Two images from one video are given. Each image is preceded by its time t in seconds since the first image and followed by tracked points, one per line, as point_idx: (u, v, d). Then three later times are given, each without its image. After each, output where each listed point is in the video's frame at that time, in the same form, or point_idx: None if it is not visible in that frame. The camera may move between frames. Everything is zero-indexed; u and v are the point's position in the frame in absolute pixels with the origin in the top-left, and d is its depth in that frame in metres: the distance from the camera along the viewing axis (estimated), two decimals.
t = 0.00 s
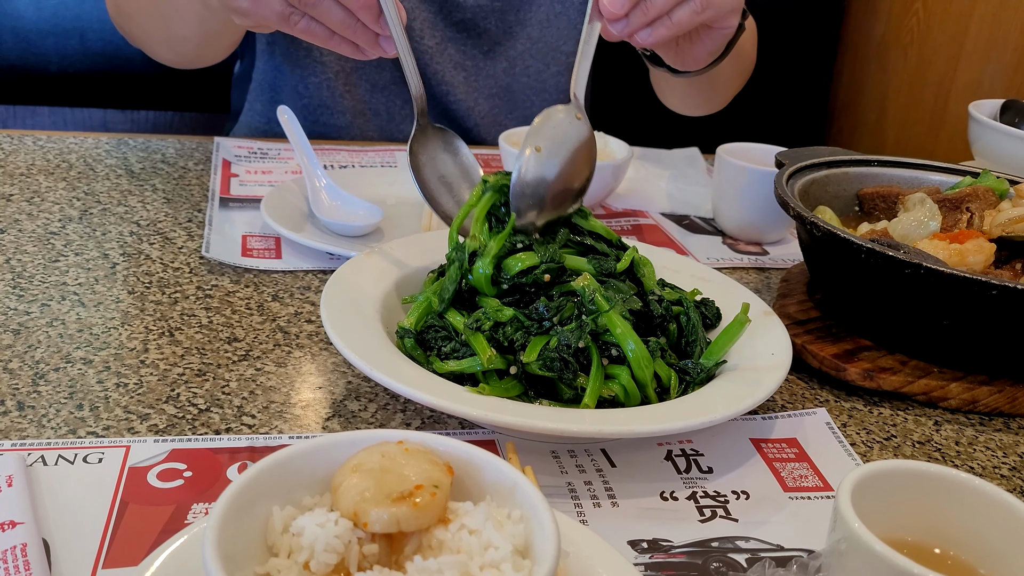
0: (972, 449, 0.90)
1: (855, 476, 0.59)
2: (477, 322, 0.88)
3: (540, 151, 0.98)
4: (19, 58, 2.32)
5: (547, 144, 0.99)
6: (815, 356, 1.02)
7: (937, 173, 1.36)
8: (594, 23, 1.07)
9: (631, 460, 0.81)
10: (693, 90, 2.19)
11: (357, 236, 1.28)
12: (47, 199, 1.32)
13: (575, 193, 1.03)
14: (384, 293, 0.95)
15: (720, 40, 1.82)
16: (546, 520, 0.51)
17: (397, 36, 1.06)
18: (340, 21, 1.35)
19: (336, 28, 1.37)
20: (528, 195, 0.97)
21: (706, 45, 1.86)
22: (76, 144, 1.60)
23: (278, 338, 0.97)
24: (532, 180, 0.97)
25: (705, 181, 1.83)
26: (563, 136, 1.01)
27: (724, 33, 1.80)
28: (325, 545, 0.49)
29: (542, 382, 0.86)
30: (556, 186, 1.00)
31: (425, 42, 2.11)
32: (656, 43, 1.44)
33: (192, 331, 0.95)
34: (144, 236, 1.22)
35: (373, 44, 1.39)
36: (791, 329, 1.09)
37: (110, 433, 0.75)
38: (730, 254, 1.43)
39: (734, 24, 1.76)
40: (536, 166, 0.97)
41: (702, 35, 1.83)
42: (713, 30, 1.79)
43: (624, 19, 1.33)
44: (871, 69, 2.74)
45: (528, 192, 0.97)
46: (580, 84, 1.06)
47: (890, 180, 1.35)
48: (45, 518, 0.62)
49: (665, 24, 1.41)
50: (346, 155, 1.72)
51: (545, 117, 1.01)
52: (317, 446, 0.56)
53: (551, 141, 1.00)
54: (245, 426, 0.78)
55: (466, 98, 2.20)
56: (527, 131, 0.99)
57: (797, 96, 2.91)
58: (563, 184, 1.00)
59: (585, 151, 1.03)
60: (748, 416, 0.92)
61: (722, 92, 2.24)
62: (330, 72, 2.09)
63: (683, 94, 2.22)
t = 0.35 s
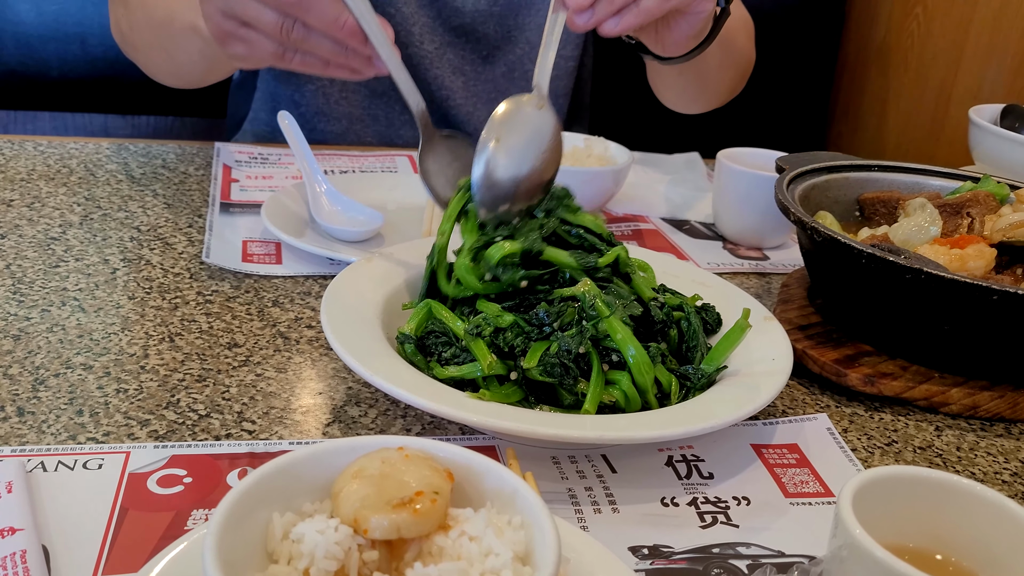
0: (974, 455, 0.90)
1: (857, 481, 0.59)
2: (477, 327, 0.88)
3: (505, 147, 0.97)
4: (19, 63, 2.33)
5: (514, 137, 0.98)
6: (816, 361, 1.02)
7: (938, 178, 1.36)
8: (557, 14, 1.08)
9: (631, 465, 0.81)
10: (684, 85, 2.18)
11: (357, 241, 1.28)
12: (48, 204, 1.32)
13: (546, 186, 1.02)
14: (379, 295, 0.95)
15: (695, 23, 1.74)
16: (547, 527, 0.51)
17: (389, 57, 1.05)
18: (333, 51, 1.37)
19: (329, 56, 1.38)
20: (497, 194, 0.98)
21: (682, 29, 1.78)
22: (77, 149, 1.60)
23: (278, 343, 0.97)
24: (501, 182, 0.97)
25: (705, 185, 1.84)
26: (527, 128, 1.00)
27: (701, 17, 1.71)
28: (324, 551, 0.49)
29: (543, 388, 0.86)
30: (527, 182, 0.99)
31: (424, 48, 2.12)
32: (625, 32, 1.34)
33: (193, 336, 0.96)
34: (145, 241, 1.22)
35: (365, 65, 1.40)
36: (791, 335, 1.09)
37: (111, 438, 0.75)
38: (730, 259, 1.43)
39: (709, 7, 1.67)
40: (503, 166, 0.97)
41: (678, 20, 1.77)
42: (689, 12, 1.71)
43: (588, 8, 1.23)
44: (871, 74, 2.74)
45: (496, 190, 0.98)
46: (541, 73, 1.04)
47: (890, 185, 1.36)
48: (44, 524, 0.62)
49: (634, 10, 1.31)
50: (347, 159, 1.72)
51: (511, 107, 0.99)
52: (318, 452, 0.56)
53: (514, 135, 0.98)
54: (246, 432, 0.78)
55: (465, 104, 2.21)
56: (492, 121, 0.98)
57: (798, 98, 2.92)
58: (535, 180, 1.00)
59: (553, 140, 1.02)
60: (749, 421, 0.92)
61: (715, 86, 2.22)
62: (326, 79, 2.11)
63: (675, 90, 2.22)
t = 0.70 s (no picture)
0: (969, 458, 0.90)
1: (851, 485, 0.59)
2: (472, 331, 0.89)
3: (487, 144, 0.97)
4: (17, 68, 2.33)
5: (495, 129, 0.98)
6: (812, 365, 1.02)
7: (933, 182, 1.37)
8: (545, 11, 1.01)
9: (627, 470, 0.81)
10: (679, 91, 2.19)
11: (353, 246, 1.28)
12: (45, 209, 1.32)
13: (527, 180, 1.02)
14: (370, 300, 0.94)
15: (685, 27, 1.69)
16: (541, 532, 0.51)
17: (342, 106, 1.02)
18: (295, 116, 1.31)
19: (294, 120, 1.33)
20: (477, 189, 0.97)
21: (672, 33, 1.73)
22: (74, 153, 1.60)
23: (274, 348, 0.97)
24: (486, 179, 0.97)
25: (701, 189, 1.84)
26: (510, 122, 0.99)
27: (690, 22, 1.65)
28: (318, 557, 0.49)
29: (538, 392, 0.86)
30: (512, 177, 0.99)
31: (417, 53, 2.13)
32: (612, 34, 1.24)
33: (188, 341, 0.96)
34: (141, 246, 1.22)
35: (331, 119, 1.34)
36: (787, 338, 1.09)
37: (106, 443, 0.75)
38: (726, 263, 1.43)
39: (698, 12, 1.63)
40: (488, 162, 0.97)
41: (667, 24, 1.71)
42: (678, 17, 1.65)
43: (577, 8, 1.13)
44: (869, 77, 2.75)
45: (478, 187, 0.97)
46: (525, 68, 1.02)
47: (887, 189, 1.36)
48: (40, 530, 0.62)
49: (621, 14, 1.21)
50: (344, 164, 1.73)
51: (493, 100, 0.99)
52: (313, 458, 0.56)
53: (499, 130, 0.98)
54: (241, 437, 0.78)
55: (461, 109, 2.22)
56: (473, 112, 0.97)
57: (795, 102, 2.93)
58: (520, 175, 1.00)
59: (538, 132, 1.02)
60: (745, 425, 0.92)
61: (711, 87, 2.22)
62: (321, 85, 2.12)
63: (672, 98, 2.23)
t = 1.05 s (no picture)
0: (971, 457, 0.90)
1: (853, 484, 0.59)
2: (473, 330, 0.89)
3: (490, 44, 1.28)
4: (17, 68, 2.33)
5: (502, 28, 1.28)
6: (813, 364, 1.02)
7: (934, 181, 1.37)
8: None
9: (628, 469, 0.81)
10: (678, 84, 2.20)
11: (353, 245, 1.28)
12: (45, 208, 1.32)
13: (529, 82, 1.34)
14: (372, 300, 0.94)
15: None
16: (541, 531, 0.51)
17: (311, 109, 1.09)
18: (284, 135, 1.35)
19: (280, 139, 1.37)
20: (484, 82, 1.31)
21: None
22: (75, 153, 1.60)
23: (275, 347, 0.97)
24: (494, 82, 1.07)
25: (702, 189, 1.84)
26: (513, 24, 1.29)
27: None
28: (318, 556, 0.49)
29: (539, 392, 0.86)
30: (509, 76, 1.31)
31: (418, 53, 2.13)
32: None
33: (189, 340, 0.96)
34: (141, 245, 1.22)
35: (318, 130, 1.36)
36: (788, 338, 1.09)
37: (106, 442, 0.75)
38: (727, 262, 1.43)
39: None
40: (489, 62, 1.29)
41: None
42: None
43: None
44: (870, 77, 2.74)
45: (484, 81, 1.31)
46: None
47: (888, 188, 1.36)
48: (40, 529, 0.62)
49: None
50: (343, 163, 1.73)
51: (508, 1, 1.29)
52: (313, 456, 0.56)
53: (506, 42, 1.28)
54: (242, 436, 0.78)
55: (460, 110, 2.22)
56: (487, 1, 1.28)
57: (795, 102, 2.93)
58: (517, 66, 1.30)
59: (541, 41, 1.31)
60: (746, 425, 0.92)
61: (709, 80, 2.22)
62: (320, 85, 2.12)
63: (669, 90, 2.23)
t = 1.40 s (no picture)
0: (970, 458, 0.90)
1: (852, 487, 0.59)
2: (473, 331, 0.89)
3: None
4: (18, 69, 2.33)
5: None
6: (813, 365, 1.02)
7: (934, 183, 1.37)
8: None
9: (627, 470, 0.81)
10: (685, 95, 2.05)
11: (353, 246, 1.28)
12: (46, 209, 1.32)
13: None
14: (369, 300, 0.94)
15: None
16: (542, 531, 0.51)
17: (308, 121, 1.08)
18: (287, 147, 1.35)
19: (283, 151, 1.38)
20: None
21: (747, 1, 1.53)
22: (76, 154, 1.61)
23: (275, 348, 0.97)
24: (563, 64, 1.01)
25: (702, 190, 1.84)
26: None
27: None
28: (319, 556, 0.49)
29: (539, 393, 0.86)
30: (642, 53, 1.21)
31: (423, 59, 2.13)
32: None
33: (189, 342, 0.96)
34: (142, 246, 1.22)
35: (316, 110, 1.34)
36: (788, 339, 1.09)
37: (107, 443, 0.75)
38: (727, 264, 1.44)
39: None
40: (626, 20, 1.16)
41: None
42: None
43: None
44: (869, 78, 2.74)
45: None
46: None
47: (887, 190, 1.36)
48: (41, 530, 0.62)
49: None
50: (344, 165, 1.73)
51: None
52: (313, 457, 0.56)
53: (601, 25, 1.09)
54: (242, 437, 0.78)
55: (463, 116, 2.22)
56: None
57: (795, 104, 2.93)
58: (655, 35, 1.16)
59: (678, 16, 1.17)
60: (746, 426, 0.92)
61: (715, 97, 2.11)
62: (324, 88, 2.13)
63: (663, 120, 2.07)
